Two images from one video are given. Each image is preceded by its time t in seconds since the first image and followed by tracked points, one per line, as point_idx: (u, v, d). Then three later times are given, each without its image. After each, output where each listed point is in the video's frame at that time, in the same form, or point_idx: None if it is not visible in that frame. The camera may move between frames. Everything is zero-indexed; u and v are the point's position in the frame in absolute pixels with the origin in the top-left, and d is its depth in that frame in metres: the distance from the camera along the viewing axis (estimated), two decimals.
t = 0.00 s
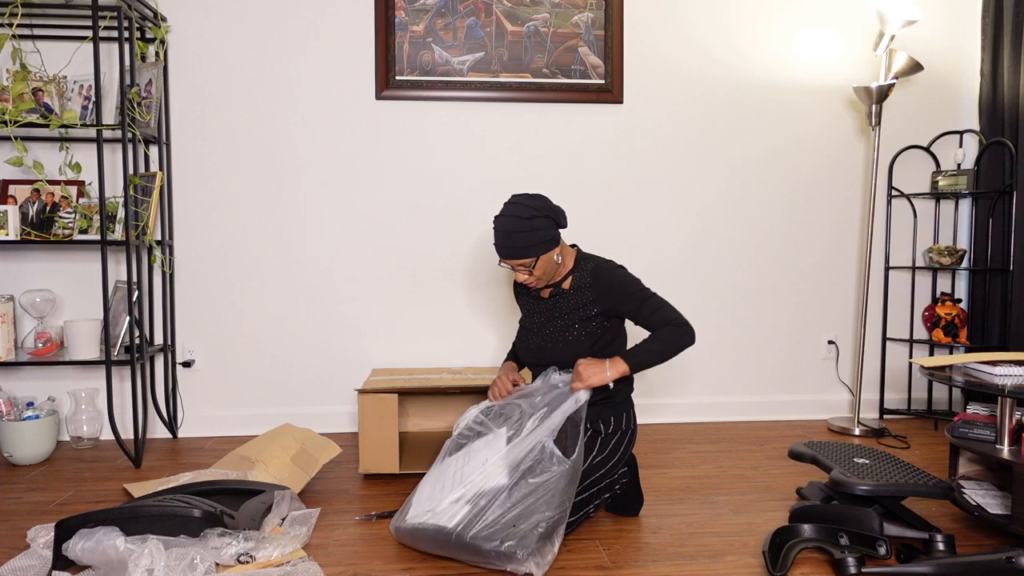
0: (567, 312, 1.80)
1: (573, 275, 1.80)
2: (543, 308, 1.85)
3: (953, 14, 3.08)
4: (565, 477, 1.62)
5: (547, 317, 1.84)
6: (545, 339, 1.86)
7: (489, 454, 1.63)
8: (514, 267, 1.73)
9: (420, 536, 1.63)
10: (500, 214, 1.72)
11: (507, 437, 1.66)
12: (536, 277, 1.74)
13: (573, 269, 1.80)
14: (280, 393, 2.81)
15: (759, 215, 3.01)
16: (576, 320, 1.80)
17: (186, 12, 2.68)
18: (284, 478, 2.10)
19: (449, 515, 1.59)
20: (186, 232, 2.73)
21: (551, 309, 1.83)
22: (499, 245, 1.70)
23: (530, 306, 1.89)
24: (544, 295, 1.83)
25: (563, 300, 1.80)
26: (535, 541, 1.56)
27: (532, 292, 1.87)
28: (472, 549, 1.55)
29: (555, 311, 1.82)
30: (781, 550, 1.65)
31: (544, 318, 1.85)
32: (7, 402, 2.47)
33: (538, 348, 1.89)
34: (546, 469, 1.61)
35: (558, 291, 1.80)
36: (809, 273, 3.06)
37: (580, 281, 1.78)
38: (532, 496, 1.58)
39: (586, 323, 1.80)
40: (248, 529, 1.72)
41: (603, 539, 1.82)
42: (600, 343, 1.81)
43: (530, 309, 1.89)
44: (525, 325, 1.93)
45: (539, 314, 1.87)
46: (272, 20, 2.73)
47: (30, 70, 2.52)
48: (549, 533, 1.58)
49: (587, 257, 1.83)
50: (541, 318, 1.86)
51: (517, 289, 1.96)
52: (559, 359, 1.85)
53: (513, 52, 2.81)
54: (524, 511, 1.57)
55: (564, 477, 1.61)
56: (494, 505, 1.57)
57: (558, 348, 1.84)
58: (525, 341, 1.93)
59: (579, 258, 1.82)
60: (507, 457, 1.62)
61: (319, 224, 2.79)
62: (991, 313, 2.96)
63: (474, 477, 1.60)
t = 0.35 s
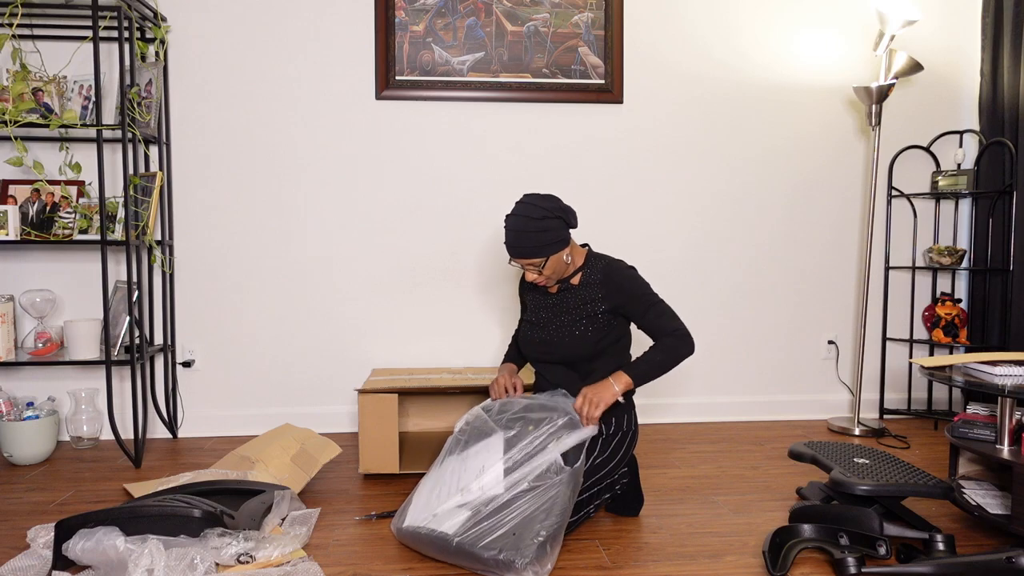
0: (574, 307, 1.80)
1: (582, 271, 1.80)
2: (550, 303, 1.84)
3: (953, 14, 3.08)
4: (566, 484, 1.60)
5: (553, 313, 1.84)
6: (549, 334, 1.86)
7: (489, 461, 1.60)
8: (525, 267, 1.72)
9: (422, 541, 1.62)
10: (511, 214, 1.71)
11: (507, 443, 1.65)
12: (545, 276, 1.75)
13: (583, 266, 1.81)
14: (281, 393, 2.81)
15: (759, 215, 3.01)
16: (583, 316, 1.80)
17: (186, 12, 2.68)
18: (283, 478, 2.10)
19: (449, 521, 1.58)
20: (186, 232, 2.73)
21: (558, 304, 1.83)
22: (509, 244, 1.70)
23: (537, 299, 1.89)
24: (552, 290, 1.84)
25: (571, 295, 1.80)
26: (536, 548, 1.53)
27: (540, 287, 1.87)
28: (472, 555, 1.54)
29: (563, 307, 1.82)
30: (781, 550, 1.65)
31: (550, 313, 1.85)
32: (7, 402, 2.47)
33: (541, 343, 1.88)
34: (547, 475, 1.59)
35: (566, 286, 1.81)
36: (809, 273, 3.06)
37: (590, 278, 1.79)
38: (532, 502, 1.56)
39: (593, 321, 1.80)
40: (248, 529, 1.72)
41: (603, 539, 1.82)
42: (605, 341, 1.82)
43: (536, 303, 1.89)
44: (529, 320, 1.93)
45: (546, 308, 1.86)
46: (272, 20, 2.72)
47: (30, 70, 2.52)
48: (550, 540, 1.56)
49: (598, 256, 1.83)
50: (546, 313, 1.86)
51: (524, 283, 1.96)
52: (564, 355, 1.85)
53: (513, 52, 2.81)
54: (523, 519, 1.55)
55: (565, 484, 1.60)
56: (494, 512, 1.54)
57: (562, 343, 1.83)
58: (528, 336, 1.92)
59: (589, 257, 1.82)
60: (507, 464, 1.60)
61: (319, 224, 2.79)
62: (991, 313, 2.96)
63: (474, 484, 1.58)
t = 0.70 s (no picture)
0: (576, 305, 1.80)
1: (586, 270, 1.80)
2: (553, 301, 1.85)
3: (953, 14, 3.08)
4: (553, 506, 1.58)
5: (556, 311, 1.84)
6: (551, 332, 1.85)
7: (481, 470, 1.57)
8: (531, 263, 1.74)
9: (406, 538, 1.62)
10: (518, 209, 1.71)
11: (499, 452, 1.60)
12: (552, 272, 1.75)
13: (587, 264, 1.81)
14: (280, 393, 2.81)
15: (758, 215, 3.01)
16: (584, 315, 1.80)
17: (186, 12, 2.68)
18: (283, 478, 2.10)
19: (432, 527, 1.57)
20: (186, 232, 2.73)
21: (560, 302, 1.83)
22: (517, 238, 1.69)
23: (540, 298, 1.89)
24: (556, 288, 1.84)
25: (574, 293, 1.80)
26: (512, 568, 1.54)
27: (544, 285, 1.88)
28: (449, 565, 1.54)
29: (565, 305, 1.82)
30: (781, 550, 1.65)
31: (553, 310, 1.85)
32: (7, 402, 2.47)
33: (543, 341, 1.88)
34: (534, 497, 1.56)
35: (571, 285, 1.80)
36: (808, 273, 3.06)
37: (592, 276, 1.78)
38: (516, 523, 1.55)
39: (593, 319, 1.79)
40: (248, 529, 1.72)
41: (603, 539, 1.82)
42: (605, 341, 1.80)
43: (540, 302, 1.89)
44: (532, 319, 1.93)
45: (548, 306, 1.86)
46: (271, 20, 2.72)
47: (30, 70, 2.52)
48: (528, 559, 1.57)
49: (603, 256, 1.83)
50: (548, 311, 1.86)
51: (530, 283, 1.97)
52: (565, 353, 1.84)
53: (513, 52, 2.81)
54: (506, 532, 1.54)
55: (551, 507, 1.58)
56: (476, 528, 1.53)
57: (563, 342, 1.83)
58: (530, 335, 1.92)
59: (594, 257, 1.82)
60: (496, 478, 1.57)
61: (318, 224, 2.79)
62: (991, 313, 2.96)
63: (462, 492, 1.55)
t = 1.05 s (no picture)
0: (573, 305, 1.81)
1: (586, 271, 1.80)
2: (550, 302, 1.86)
3: (953, 14, 3.08)
4: (549, 508, 1.59)
5: (553, 312, 1.85)
6: (549, 334, 1.87)
7: (479, 471, 1.56)
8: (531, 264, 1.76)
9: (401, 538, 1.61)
10: (517, 207, 1.71)
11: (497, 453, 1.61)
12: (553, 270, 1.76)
13: (587, 264, 1.81)
14: (281, 393, 2.81)
15: (758, 215, 3.02)
16: (581, 314, 1.81)
17: (186, 12, 2.68)
18: (283, 478, 2.10)
19: (429, 526, 1.56)
20: (186, 232, 2.73)
21: (557, 303, 1.84)
22: (516, 238, 1.69)
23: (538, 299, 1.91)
24: (556, 289, 1.84)
25: (571, 294, 1.81)
26: (508, 569, 1.53)
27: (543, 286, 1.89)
28: (444, 565, 1.53)
29: (563, 306, 1.83)
30: (781, 550, 1.65)
31: (551, 311, 1.86)
32: (7, 402, 2.47)
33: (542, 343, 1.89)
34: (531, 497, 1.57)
35: (570, 286, 1.81)
36: (808, 273, 3.06)
37: (591, 277, 1.78)
38: (513, 523, 1.55)
39: (591, 319, 1.81)
40: (248, 529, 1.72)
41: (603, 539, 1.82)
42: (603, 343, 1.82)
43: (538, 305, 1.91)
44: (532, 322, 1.94)
45: (546, 307, 1.88)
46: (271, 20, 2.73)
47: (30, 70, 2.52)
48: (523, 560, 1.56)
49: (602, 255, 1.83)
50: (547, 313, 1.87)
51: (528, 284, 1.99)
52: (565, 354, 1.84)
53: (513, 52, 2.81)
54: (501, 534, 1.54)
55: (546, 508, 1.59)
56: (474, 527, 1.53)
57: (561, 342, 1.84)
58: (530, 338, 1.94)
59: (593, 257, 1.82)
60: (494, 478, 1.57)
61: (318, 224, 2.79)
62: (992, 313, 2.96)
63: (459, 493, 1.55)
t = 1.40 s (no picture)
0: (570, 309, 1.80)
1: (581, 272, 1.81)
2: (547, 306, 1.85)
3: (953, 14, 3.08)
4: (549, 507, 1.57)
5: (551, 315, 1.84)
6: (547, 337, 1.86)
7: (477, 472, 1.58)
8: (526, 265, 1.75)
9: (405, 540, 1.63)
10: (513, 207, 1.72)
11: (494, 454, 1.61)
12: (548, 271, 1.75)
13: (582, 266, 1.81)
14: (281, 393, 2.81)
15: (758, 215, 3.02)
16: (579, 318, 1.80)
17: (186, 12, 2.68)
18: (283, 478, 2.11)
19: (430, 527, 1.59)
20: (186, 232, 2.73)
21: (555, 304, 1.83)
22: (512, 236, 1.69)
23: (536, 299, 1.90)
24: (551, 291, 1.84)
25: (568, 297, 1.80)
26: (508, 569, 1.52)
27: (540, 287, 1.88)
28: (444, 565, 1.54)
29: (560, 309, 1.82)
30: (781, 550, 1.65)
31: (548, 314, 1.85)
32: (7, 402, 2.47)
33: (540, 346, 1.88)
34: (528, 497, 1.55)
35: (565, 288, 1.81)
36: (808, 273, 3.06)
37: (587, 278, 1.79)
38: (510, 523, 1.54)
39: (588, 322, 1.80)
40: (248, 529, 1.72)
41: (603, 539, 1.82)
42: (600, 346, 1.81)
43: (535, 307, 1.90)
44: (529, 324, 1.94)
45: (543, 308, 1.87)
46: (271, 20, 2.72)
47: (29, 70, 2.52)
48: (523, 560, 1.55)
49: (596, 257, 1.84)
50: (544, 316, 1.86)
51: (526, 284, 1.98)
52: (563, 357, 1.84)
53: (513, 52, 2.81)
54: (499, 534, 1.53)
55: (546, 508, 1.56)
56: (471, 528, 1.53)
57: (559, 345, 1.84)
58: (528, 340, 1.93)
59: (587, 258, 1.83)
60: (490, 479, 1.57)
61: (318, 224, 2.79)
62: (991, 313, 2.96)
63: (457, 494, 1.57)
